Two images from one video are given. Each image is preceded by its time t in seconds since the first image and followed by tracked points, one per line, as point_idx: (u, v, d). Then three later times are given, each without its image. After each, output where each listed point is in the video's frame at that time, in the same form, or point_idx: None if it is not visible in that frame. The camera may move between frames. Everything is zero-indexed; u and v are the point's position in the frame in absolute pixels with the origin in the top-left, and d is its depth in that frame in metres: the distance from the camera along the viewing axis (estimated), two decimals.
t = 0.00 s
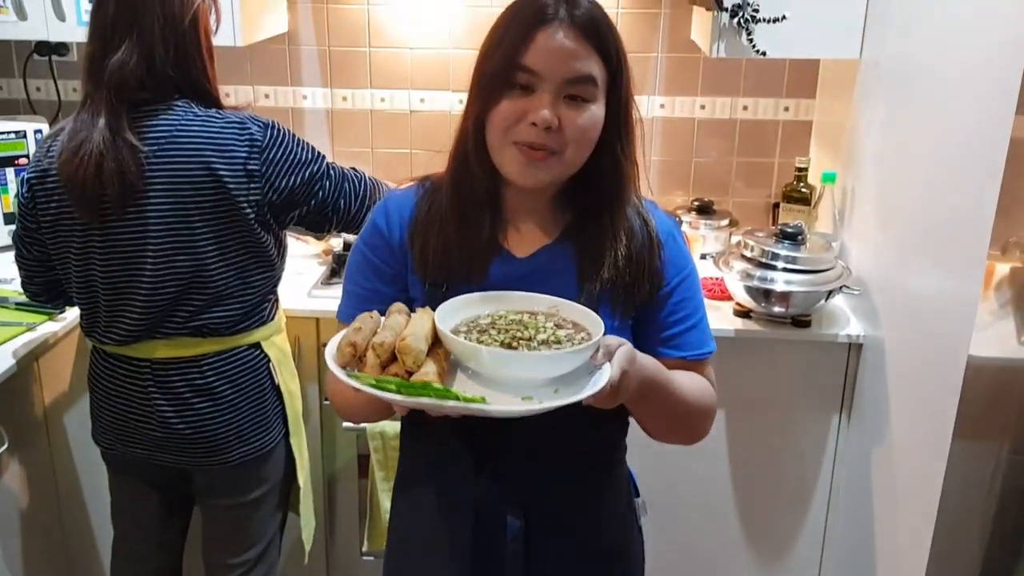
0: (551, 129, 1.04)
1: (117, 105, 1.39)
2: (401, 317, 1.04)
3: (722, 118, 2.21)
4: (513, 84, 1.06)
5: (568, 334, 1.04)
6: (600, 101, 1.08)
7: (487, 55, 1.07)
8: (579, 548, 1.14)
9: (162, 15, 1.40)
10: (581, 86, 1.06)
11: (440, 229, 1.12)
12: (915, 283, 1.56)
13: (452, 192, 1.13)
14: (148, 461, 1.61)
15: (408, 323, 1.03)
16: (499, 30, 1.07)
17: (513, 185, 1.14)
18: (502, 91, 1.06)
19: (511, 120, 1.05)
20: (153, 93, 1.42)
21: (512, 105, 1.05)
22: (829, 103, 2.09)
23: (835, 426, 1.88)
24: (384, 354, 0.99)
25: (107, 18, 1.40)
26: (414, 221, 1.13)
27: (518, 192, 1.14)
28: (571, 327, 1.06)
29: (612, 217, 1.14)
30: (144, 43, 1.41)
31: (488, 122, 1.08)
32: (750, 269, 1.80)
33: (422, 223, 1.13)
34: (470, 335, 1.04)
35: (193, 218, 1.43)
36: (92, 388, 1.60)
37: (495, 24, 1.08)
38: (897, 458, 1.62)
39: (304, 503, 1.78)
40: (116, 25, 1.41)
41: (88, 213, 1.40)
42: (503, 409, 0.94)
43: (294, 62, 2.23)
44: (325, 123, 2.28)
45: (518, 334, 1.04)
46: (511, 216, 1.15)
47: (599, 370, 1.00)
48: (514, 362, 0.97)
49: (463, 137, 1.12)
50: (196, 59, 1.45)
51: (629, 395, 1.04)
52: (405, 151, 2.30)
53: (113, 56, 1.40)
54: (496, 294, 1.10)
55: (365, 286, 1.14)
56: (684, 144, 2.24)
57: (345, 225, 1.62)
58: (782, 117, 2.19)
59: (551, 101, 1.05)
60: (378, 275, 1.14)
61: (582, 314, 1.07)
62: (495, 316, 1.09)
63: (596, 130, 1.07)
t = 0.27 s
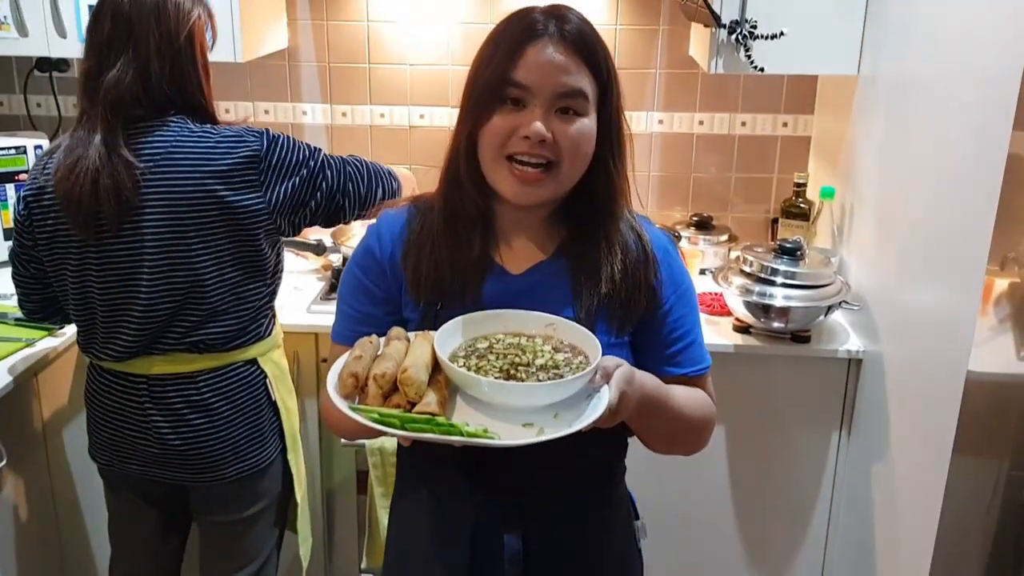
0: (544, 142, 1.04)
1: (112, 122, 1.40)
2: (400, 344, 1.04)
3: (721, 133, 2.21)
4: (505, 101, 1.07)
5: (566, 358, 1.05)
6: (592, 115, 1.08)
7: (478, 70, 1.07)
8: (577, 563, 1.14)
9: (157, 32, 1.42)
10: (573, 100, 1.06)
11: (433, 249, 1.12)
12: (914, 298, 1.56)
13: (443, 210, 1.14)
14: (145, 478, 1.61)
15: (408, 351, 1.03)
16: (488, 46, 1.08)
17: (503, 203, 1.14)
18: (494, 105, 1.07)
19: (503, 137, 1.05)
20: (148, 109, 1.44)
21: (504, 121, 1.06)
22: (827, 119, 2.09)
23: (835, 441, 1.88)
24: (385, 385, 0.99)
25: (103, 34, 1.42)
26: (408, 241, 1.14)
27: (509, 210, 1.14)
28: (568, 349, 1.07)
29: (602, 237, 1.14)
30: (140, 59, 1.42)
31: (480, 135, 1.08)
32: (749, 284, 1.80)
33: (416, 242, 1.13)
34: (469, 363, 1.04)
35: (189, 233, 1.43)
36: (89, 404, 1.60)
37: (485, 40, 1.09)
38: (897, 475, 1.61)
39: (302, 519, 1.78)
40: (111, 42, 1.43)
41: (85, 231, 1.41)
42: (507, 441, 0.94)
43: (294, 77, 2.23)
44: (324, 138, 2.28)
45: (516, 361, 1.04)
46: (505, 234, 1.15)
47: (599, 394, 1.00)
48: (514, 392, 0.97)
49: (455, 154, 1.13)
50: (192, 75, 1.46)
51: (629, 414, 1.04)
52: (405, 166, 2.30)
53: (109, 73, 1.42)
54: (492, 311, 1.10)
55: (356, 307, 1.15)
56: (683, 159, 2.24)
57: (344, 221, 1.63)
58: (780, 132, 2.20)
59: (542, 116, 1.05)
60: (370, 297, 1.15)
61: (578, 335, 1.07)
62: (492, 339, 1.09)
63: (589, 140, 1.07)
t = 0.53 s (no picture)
0: (548, 151, 1.04)
1: (109, 136, 1.41)
2: (397, 359, 1.04)
3: (721, 147, 2.22)
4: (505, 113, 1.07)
5: (563, 372, 1.04)
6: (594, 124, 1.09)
7: (475, 82, 1.08)
8: None
9: (153, 46, 1.43)
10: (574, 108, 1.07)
11: (433, 265, 1.13)
12: (914, 312, 1.56)
13: (444, 225, 1.14)
14: (143, 492, 1.61)
15: (405, 366, 1.02)
16: (483, 61, 1.09)
17: (504, 216, 1.15)
18: (494, 117, 1.07)
19: (506, 148, 1.05)
20: (145, 123, 1.44)
21: (507, 132, 1.06)
22: (827, 133, 2.10)
23: (836, 456, 1.87)
24: (382, 400, 0.99)
25: (99, 48, 1.43)
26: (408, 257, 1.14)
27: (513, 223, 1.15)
28: (565, 363, 1.06)
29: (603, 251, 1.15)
30: (136, 73, 1.43)
31: (482, 150, 1.08)
32: (749, 298, 1.80)
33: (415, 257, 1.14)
34: (466, 376, 1.04)
35: (187, 245, 1.44)
36: (87, 419, 1.60)
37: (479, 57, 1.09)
38: (898, 489, 1.61)
39: (300, 529, 1.77)
40: (107, 57, 1.44)
41: (82, 245, 1.41)
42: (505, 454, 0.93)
43: (295, 91, 2.24)
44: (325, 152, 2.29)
45: (513, 374, 1.04)
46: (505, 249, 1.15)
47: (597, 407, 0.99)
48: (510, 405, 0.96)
49: (456, 167, 1.13)
50: (188, 88, 1.47)
51: (628, 429, 1.05)
52: (405, 180, 2.31)
53: (105, 88, 1.43)
54: (490, 325, 1.10)
55: (356, 322, 1.15)
56: (683, 173, 2.24)
57: (345, 213, 1.62)
58: (780, 146, 2.20)
59: (545, 124, 1.05)
60: (370, 311, 1.15)
61: (573, 350, 1.07)
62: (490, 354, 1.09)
63: (592, 147, 1.07)
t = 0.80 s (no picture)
0: (548, 174, 1.04)
1: (109, 144, 1.41)
2: (395, 376, 1.04)
3: (721, 156, 2.21)
4: (496, 139, 1.06)
5: (561, 388, 1.04)
6: (585, 133, 1.08)
7: (455, 105, 1.07)
8: None
9: (153, 55, 1.43)
10: (563, 121, 1.06)
11: (432, 280, 1.13)
12: (915, 322, 1.56)
13: (438, 244, 1.14)
14: (141, 502, 1.60)
15: (403, 383, 1.02)
16: (459, 83, 1.07)
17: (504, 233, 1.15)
18: (487, 145, 1.06)
19: (505, 177, 1.05)
20: (145, 132, 1.45)
21: (502, 160, 1.05)
22: (828, 142, 2.09)
23: (837, 466, 1.86)
24: (379, 416, 0.99)
25: (99, 57, 1.44)
26: (406, 271, 1.15)
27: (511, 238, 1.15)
28: (563, 378, 1.06)
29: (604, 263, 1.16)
30: (136, 81, 1.43)
31: (481, 182, 1.08)
32: (750, 307, 1.80)
33: (412, 271, 1.15)
34: (464, 391, 1.04)
35: (187, 255, 1.43)
36: (84, 428, 1.60)
37: (449, 85, 1.09)
38: (899, 499, 1.60)
39: (298, 545, 1.76)
40: (107, 66, 1.44)
41: (82, 254, 1.41)
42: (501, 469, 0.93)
43: (295, 100, 2.24)
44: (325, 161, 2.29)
45: (511, 390, 1.04)
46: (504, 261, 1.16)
47: (594, 423, 0.99)
48: (507, 423, 0.96)
49: (442, 187, 1.12)
50: (188, 97, 1.48)
51: (629, 448, 1.04)
52: (405, 189, 2.31)
53: (106, 96, 1.43)
54: (489, 342, 1.10)
55: (356, 334, 1.16)
56: (683, 182, 2.24)
57: (345, 220, 1.62)
58: (781, 156, 2.20)
59: (541, 146, 1.05)
60: (370, 323, 1.16)
61: (571, 365, 1.07)
62: (489, 370, 1.09)
63: (586, 159, 1.07)
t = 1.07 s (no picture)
0: (535, 208, 1.05)
1: (113, 150, 1.41)
2: (391, 407, 1.05)
3: (720, 163, 2.22)
4: (481, 175, 1.07)
5: (557, 418, 1.04)
6: (569, 159, 1.08)
7: (437, 128, 1.07)
8: None
9: (158, 62, 1.43)
10: (547, 151, 1.06)
11: (422, 295, 1.14)
12: (914, 329, 1.56)
13: (425, 264, 1.15)
14: (141, 509, 1.60)
15: (398, 415, 1.03)
16: (436, 115, 1.07)
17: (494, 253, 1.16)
18: (473, 183, 1.07)
19: (493, 213, 1.06)
20: (149, 138, 1.45)
21: (489, 195, 1.06)
22: (827, 149, 2.10)
23: (836, 473, 1.86)
24: (374, 448, 0.99)
25: (103, 63, 1.44)
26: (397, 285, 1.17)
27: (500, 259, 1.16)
28: (560, 407, 1.07)
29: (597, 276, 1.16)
30: (140, 88, 1.43)
31: (469, 218, 1.09)
32: (749, 314, 1.80)
33: (402, 287, 1.16)
34: (460, 422, 1.04)
35: (189, 262, 1.43)
36: (81, 434, 1.59)
37: (429, 108, 1.09)
38: (899, 506, 1.60)
39: (294, 554, 1.76)
40: (111, 72, 1.44)
41: (84, 259, 1.41)
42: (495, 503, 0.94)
43: (294, 106, 2.24)
44: (324, 167, 2.29)
45: (507, 421, 1.04)
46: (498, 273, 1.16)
47: (589, 454, 0.99)
48: (501, 456, 0.97)
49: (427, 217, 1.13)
50: (192, 104, 1.48)
51: (624, 473, 1.04)
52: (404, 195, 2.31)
53: (109, 102, 1.43)
54: (486, 369, 1.11)
55: (350, 348, 1.18)
56: (682, 189, 2.25)
57: (345, 235, 1.62)
58: (780, 163, 2.20)
59: (526, 179, 1.05)
60: (363, 336, 1.18)
61: (568, 393, 1.07)
62: (486, 398, 1.09)
63: (573, 187, 1.07)
